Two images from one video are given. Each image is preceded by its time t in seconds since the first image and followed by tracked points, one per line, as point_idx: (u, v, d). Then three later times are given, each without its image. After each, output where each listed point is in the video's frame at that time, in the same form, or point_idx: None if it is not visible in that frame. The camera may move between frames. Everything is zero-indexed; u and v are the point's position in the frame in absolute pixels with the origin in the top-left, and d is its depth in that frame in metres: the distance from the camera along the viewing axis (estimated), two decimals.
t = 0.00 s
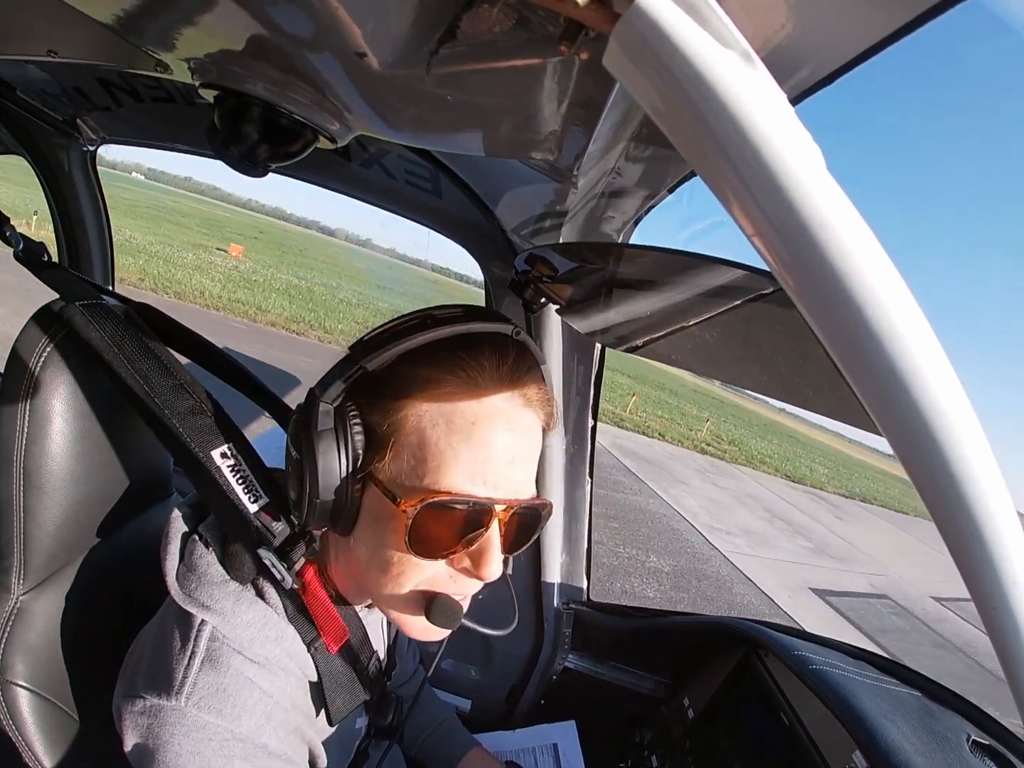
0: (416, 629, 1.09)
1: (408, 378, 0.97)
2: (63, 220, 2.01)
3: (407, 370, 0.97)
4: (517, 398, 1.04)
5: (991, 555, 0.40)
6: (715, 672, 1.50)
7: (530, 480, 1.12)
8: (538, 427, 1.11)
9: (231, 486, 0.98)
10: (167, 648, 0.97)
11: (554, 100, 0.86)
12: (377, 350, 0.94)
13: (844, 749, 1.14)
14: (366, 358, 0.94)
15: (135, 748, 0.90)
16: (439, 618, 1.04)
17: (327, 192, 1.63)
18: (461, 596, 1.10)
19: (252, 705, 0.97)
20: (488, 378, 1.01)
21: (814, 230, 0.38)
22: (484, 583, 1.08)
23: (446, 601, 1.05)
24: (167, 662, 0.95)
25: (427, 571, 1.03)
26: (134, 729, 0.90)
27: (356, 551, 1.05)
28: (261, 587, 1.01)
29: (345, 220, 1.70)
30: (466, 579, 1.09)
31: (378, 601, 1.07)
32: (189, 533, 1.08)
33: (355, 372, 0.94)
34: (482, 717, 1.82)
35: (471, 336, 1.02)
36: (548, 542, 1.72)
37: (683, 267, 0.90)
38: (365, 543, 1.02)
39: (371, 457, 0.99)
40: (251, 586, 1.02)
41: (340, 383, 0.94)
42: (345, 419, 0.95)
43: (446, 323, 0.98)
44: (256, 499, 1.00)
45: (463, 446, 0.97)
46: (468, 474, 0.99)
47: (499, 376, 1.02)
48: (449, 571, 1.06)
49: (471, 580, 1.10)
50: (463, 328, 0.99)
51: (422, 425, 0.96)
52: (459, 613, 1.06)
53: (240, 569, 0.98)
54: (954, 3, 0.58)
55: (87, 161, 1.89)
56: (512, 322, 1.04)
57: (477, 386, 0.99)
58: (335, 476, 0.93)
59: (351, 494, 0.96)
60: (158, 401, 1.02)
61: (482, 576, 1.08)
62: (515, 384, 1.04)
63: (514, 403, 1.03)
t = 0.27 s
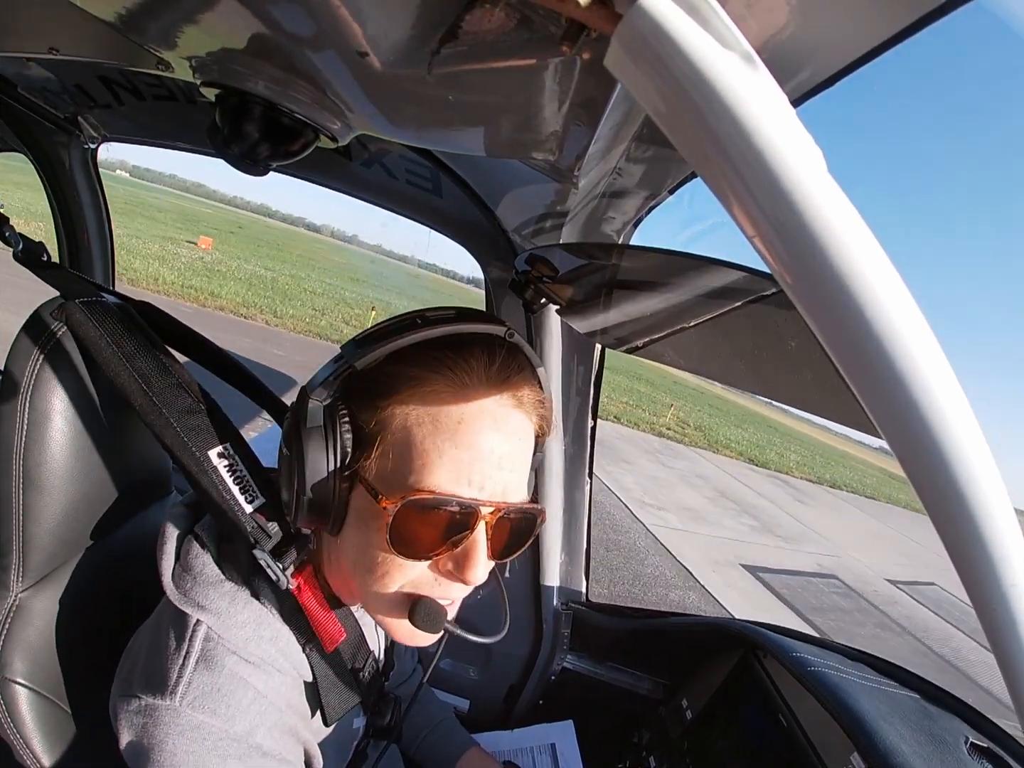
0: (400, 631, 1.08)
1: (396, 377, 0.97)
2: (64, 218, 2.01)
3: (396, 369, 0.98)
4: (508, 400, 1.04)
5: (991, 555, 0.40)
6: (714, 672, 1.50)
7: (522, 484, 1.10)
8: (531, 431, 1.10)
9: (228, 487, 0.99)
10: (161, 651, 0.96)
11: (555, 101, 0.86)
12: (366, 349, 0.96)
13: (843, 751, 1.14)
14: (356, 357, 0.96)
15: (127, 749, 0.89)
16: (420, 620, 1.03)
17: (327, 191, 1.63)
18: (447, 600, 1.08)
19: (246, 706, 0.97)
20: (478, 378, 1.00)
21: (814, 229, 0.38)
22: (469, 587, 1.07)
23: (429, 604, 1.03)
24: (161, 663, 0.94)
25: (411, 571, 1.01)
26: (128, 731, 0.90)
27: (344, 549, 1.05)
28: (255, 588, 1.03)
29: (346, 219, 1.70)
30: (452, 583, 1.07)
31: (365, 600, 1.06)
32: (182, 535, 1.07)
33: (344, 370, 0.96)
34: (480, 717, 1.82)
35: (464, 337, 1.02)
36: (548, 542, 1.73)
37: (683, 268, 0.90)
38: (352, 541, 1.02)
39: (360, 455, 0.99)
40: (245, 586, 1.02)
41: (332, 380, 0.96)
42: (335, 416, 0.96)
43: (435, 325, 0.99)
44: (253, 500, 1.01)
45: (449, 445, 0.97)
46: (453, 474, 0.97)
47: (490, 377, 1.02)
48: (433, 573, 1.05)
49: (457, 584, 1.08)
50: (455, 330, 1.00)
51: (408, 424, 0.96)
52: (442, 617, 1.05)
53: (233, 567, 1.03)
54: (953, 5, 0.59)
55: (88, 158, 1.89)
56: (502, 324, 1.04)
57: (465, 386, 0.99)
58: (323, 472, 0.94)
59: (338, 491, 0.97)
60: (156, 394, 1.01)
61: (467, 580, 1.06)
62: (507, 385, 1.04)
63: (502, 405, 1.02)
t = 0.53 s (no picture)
0: (410, 633, 1.08)
1: (413, 379, 0.97)
2: (64, 220, 2.02)
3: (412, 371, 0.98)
4: (522, 406, 1.04)
5: (992, 552, 0.40)
6: (716, 672, 1.50)
7: (533, 489, 1.10)
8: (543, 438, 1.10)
9: (235, 487, 0.98)
10: (172, 651, 0.96)
11: (555, 101, 0.86)
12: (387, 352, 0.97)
13: (844, 750, 1.14)
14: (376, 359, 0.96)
15: (137, 750, 0.89)
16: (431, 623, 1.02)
17: (327, 192, 1.63)
18: (457, 603, 1.08)
19: (257, 705, 0.97)
20: (491, 383, 1.00)
21: (815, 228, 0.38)
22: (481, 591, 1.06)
23: (440, 606, 1.03)
24: (173, 663, 0.95)
25: (423, 574, 1.01)
26: (139, 731, 0.90)
27: (356, 552, 1.04)
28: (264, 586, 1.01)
29: (346, 220, 1.70)
30: (462, 586, 1.07)
31: (374, 602, 1.06)
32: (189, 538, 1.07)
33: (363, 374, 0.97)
34: (482, 718, 1.82)
35: (478, 343, 1.02)
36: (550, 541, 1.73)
37: (683, 267, 0.90)
38: (364, 543, 1.02)
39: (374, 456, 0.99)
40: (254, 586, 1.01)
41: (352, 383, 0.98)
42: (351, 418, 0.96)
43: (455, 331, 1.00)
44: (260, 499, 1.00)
45: (464, 449, 0.96)
46: (468, 478, 0.97)
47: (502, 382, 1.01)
48: (445, 576, 1.04)
49: (468, 588, 1.08)
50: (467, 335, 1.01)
51: (424, 426, 0.96)
52: (452, 621, 1.04)
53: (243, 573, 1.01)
54: (952, 3, 0.59)
55: (88, 161, 1.89)
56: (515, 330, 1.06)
57: (480, 390, 0.99)
58: (337, 474, 0.94)
59: (352, 492, 0.97)
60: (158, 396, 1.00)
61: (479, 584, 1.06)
62: (520, 390, 1.04)
63: (517, 410, 1.02)
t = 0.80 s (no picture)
0: (422, 640, 1.08)
1: (428, 387, 0.97)
2: (64, 223, 2.02)
3: (426, 379, 0.98)
4: (535, 411, 1.05)
5: (995, 556, 0.40)
6: (717, 672, 1.50)
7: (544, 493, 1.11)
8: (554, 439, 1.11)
9: (232, 491, 0.97)
10: (168, 659, 0.97)
11: (554, 101, 0.86)
12: (398, 360, 0.95)
13: (844, 750, 1.14)
14: (387, 368, 0.94)
15: (134, 759, 0.89)
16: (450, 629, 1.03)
17: (327, 193, 1.63)
18: (470, 608, 1.09)
19: (254, 713, 0.97)
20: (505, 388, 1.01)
21: (815, 229, 0.38)
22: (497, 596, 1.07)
23: (458, 613, 1.04)
24: (169, 672, 0.95)
25: (437, 582, 1.01)
26: (136, 739, 0.90)
27: (367, 562, 1.03)
28: (262, 591, 1.01)
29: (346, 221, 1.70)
30: (478, 591, 1.08)
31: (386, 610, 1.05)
32: (186, 541, 1.07)
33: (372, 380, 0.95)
34: (483, 719, 1.82)
35: (491, 349, 1.03)
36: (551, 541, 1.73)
37: (683, 268, 0.90)
38: (376, 552, 1.01)
39: (387, 465, 0.98)
40: (252, 591, 1.01)
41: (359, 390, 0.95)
42: (359, 426, 0.95)
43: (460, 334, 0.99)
44: (258, 503, 1.00)
45: (483, 459, 0.95)
46: (486, 488, 0.97)
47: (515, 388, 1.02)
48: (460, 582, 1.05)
49: (481, 592, 1.09)
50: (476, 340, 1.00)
51: (440, 436, 0.95)
52: (469, 625, 1.06)
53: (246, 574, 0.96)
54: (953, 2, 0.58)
55: (88, 163, 1.89)
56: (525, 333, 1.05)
57: (494, 396, 0.99)
58: (350, 484, 0.93)
59: (363, 501, 0.96)
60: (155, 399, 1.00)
61: (495, 589, 1.07)
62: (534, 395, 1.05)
63: (532, 417, 1.03)
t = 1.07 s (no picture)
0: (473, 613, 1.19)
1: (470, 407, 0.96)
2: (64, 219, 2.01)
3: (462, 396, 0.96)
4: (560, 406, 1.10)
5: (993, 559, 0.40)
6: (714, 671, 1.50)
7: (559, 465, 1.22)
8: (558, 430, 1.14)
9: (231, 491, 0.97)
10: (168, 662, 0.98)
11: (554, 100, 0.86)
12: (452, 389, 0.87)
13: (842, 751, 1.14)
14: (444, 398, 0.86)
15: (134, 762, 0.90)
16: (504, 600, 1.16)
17: (326, 190, 1.63)
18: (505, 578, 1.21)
19: (255, 716, 0.98)
20: (535, 392, 1.03)
21: (816, 230, 0.38)
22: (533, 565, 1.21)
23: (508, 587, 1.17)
24: (169, 675, 0.96)
25: (489, 569, 1.11)
26: (136, 744, 0.90)
27: (417, 572, 1.07)
28: (261, 591, 1.00)
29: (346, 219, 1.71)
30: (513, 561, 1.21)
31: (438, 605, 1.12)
32: (183, 544, 1.08)
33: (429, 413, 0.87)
34: (480, 717, 1.82)
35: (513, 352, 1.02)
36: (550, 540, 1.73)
37: (682, 267, 0.90)
38: (431, 561, 1.05)
39: (437, 484, 0.99)
40: (251, 591, 1.00)
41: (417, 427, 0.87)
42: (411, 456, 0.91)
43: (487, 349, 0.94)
44: (256, 502, 0.99)
45: (526, 460, 1.03)
46: (533, 482, 1.06)
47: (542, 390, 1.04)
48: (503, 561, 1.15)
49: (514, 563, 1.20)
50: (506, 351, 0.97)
51: (493, 449, 0.99)
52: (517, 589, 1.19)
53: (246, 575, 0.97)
54: (954, 3, 0.58)
55: (88, 159, 1.89)
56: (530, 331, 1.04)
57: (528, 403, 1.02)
58: (418, 515, 0.92)
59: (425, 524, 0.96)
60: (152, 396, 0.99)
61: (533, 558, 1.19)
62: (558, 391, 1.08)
63: (553, 413, 1.07)
